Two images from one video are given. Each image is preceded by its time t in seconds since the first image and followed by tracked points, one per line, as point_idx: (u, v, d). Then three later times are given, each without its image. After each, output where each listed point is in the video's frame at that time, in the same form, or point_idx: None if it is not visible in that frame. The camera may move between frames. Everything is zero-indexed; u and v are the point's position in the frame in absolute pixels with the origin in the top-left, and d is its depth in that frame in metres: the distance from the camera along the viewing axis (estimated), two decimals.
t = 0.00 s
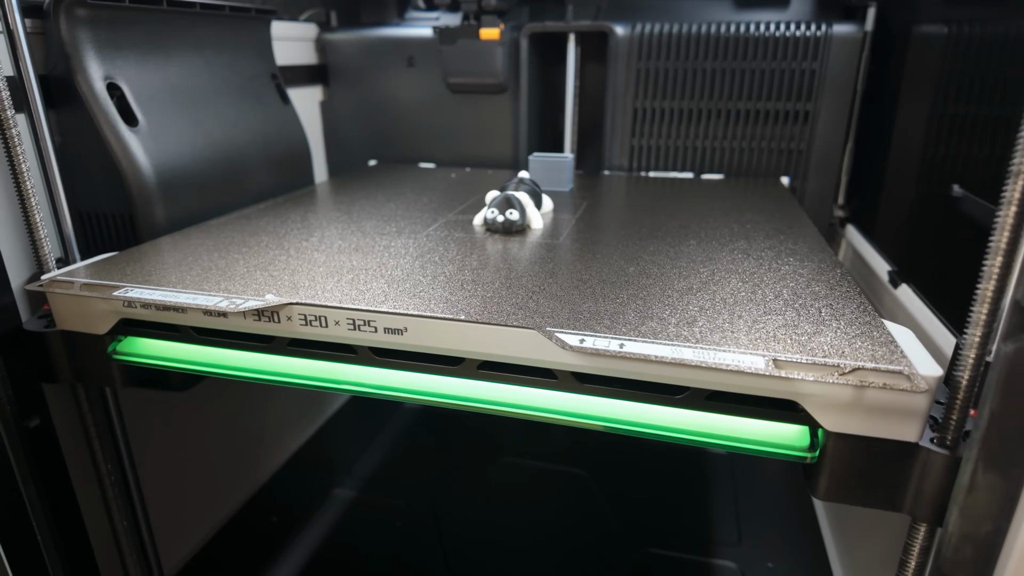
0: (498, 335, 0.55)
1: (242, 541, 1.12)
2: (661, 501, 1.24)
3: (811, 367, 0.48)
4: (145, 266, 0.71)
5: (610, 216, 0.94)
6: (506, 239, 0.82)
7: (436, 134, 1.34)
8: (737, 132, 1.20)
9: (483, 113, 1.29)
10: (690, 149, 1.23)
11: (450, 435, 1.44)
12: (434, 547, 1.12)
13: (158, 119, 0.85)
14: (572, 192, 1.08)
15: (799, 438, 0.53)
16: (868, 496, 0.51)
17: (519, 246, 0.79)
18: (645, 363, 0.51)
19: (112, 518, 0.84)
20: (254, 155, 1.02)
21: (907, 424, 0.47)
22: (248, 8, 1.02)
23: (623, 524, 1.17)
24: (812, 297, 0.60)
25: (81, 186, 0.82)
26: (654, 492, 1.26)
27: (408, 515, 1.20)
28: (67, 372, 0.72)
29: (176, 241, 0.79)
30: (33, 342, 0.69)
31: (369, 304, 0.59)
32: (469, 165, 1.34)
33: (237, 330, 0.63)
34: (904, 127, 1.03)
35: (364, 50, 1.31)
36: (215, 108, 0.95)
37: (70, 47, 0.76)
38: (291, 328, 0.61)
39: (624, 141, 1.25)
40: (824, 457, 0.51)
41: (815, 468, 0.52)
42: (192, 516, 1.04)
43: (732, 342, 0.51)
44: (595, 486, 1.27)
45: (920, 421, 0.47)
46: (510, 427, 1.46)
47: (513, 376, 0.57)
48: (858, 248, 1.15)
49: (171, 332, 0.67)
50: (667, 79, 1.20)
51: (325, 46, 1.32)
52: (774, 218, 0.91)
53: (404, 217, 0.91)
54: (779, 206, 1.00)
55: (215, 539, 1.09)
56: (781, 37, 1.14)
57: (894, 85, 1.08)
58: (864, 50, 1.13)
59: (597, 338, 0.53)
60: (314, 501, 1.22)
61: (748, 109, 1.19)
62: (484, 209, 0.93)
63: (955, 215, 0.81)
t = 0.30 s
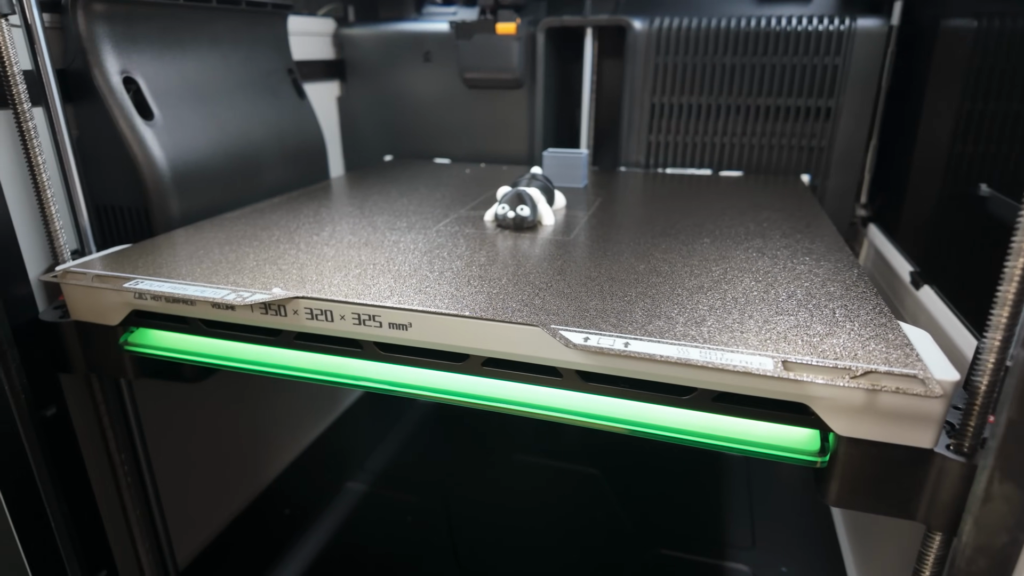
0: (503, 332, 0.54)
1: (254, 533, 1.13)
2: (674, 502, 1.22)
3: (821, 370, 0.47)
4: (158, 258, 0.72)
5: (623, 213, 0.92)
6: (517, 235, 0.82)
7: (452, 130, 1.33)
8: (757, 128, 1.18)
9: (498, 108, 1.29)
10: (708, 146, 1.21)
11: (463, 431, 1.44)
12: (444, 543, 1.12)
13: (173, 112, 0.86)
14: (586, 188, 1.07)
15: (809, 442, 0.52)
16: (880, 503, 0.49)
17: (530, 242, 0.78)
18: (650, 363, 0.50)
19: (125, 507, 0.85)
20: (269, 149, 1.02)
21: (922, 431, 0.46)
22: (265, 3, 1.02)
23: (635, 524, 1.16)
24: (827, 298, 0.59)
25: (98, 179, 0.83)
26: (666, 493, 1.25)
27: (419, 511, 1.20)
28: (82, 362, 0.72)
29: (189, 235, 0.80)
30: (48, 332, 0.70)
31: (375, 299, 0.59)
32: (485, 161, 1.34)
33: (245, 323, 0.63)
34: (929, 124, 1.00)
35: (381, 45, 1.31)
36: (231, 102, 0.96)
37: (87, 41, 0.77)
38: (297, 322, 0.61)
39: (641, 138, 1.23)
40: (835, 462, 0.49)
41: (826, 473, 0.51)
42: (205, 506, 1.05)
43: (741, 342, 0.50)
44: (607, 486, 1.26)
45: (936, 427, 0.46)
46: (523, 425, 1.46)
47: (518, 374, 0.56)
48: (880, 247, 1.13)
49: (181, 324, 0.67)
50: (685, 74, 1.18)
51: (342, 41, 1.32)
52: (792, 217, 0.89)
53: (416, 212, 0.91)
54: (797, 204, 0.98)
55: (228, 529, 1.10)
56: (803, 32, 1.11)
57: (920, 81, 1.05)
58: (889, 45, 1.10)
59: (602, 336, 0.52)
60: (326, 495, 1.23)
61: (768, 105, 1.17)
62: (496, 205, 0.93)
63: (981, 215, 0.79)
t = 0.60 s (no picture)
0: (509, 332, 0.54)
1: (268, 525, 1.14)
2: (687, 504, 1.21)
3: (831, 376, 0.46)
4: (172, 254, 0.73)
5: (637, 212, 0.92)
6: (528, 234, 0.81)
7: (468, 127, 1.33)
8: (776, 127, 1.16)
9: (515, 105, 1.28)
10: (726, 144, 1.20)
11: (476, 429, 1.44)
12: (455, 540, 1.13)
13: (190, 109, 0.86)
14: (601, 186, 1.07)
15: (820, 449, 0.50)
16: (891, 512, 0.48)
17: (541, 241, 0.78)
18: (656, 365, 0.49)
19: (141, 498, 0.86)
20: (285, 146, 1.03)
21: (935, 439, 0.45)
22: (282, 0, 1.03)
23: (647, 525, 1.15)
24: (840, 302, 0.57)
25: (117, 175, 0.84)
26: (680, 495, 1.24)
27: (431, 507, 1.20)
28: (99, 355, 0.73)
29: (204, 231, 0.81)
30: (66, 325, 0.71)
31: (383, 297, 0.59)
32: (500, 158, 1.33)
33: (255, 318, 0.64)
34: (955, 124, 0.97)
35: (398, 42, 1.31)
36: (248, 99, 0.97)
37: (106, 39, 0.78)
38: (306, 319, 0.61)
39: (658, 135, 1.22)
40: (844, 469, 0.49)
41: (835, 480, 0.50)
42: (220, 498, 1.07)
43: (749, 346, 0.50)
44: (620, 487, 1.26)
45: (949, 436, 0.44)
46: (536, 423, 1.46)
47: (524, 374, 0.56)
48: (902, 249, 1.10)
49: (193, 319, 0.68)
50: (703, 71, 1.16)
51: (360, 38, 1.33)
52: (809, 217, 0.88)
53: (428, 210, 0.91)
54: (817, 204, 0.96)
55: (243, 521, 1.12)
56: (825, 29, 1.09)
57: (946, 79, 1.02)
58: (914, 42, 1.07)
59: (607, 338, 0.51)
60: (340, 489, 1.24)
61: (788, 103, 1.15)
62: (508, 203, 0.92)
63: (1006, 217, 0.77)
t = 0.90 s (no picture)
0: (514, 331, 0.55)
1: (281, 517, 1.16)
2: (697, 504, 1.21)
3: (833, 379, 0.46)
4: (189, 250, 0.74)
5: (648, 211, 0.92)
6: (538, 233, 0.82)
7: (482, 125, 1.34)
8: (792, 126, 1.15)
9: (529, 104, 1.29)
10: (741, 143, 1.19)
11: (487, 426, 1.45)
12: (464, 535, 1.14)
13: (208, 108, 0.88)
14: (613, 186, 1.07)
15: (821, 451, 0.51)
16: (893, 516, 0.48)
17: (551, 241, 0.78)
18: (658, 366, 0.50)
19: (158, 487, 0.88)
20: (301, 144, 1.05)
21: (938, 445, 0.45)
22: None
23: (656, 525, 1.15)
24: (847, 304, 0.57)
25: (137, 171, 0.86)
26: (689, 495, 1.24)
27: (441, 502, 1.22)
28: (118, 347, 0.75)
29: (221, 227, 0.82)
30: (86, 317, 0.73)
31: (392, 295, 0.60)
32: (514, 156, 1.34)
33: (268, 314, 0.65)
34: (974, 125, 0.96)
35: (414, 41, 1.32)
36: (265, 98, 0.98)
37: (128, 39, 0.80)
38: (317, 315, 0.62)
39: (673, 135, 1.22)
40: (847, 472, 0.49)
41: (837, 483, 0.50)
42: (234, 489, 1.09)
43: (752, 348, 0.50)
44: (630, 486, 1.26)
45: (953, 441, 0.44)
46: (547, 420, 1.46)
47: (529, 372, 0.57)
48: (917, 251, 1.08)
49: (208, 314, 0.70)
50: (719, 70, 1.16)
51: (377, 37, 1.34)
52: (822, 219, 0.87)
53: (440, 209, 0.92)
54: (830, 205, 0.95)
55: (256, 512, 1.14)
56: (843, 27, 1.08)
57: (966, 79, 1.01)
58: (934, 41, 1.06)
59: (611, 338, 0.52)
60: (352, 483, 1.26)
61: (804, 103, 1.14)
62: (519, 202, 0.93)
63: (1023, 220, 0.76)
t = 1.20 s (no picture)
0: (518, 327, 0.56)
1: (292, 508, 1.18)
2: (704, 503, 1.21)
3: (832, 378, 0.46)
4: (203, 245, 0.76)
5: (657, 210, 0.92)
6: (546, 231, 0.82)
7: (494, 123, 1.35)
8: (804, 126, 1.15)
9: (541, 102, 1.29)
10: (752, 142, 1.19)
11: (497, 422, 1.46)
12: (472, 529, 1.15)
13: (224, 105, 0.90)
14: (623, 184, 1.07)
15: (822, 449, 0.51)
16: (891, 515, 0.48)
17: (558, 238, 0.79)
18: (659, 362, 0.50)
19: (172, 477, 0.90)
20: (315, 141, 1.06)
21: (937, 444, 0.45)
22: None
23: (663, 522, 1.16)
24: (851, 304, 0.57)
25: (154, 168, 0.88)
26: (696, 493, 1.24)
27: (449, 496, 1.23)
28: (134, 339, 0.77)
29: (234, 223, 0.84)
30: (104, 310, 0.75)
31: (399, 291, 0.61)
32: (525, 154, 1.35)
33: (279, 308, 0.67)
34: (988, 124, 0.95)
35: (427, 39, 1.33)
36: (280, 96, 1.00)
37: (146, 39, 0.81)
38: (326, 310, 0.64)
39: (684, 133, 1.22)
40: (845, 470, 0.49)
41: (837, 481, 0.50)
42: (246, 480, 1.11)
43: (753, 346, 0.50)
44: (637, 483, 1.26)
45: (951, 441, 0.44)
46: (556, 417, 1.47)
47: (533, 368, 0.58)
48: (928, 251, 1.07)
49: (221, 308, 0.71)
50: (730, 69, 1.16)
51: (391, 36, 1.35)
52: (831, 218, 0.87)
53: (449, 206, 0.93)
54: (841, 204, 0.95)
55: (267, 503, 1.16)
56: (856, 26, 1.08)
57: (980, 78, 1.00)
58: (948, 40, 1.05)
59: (613, 334, 0.52)
60: (362, 476, 1.27)
61: (816, 102, 1.13)
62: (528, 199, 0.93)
63: None
